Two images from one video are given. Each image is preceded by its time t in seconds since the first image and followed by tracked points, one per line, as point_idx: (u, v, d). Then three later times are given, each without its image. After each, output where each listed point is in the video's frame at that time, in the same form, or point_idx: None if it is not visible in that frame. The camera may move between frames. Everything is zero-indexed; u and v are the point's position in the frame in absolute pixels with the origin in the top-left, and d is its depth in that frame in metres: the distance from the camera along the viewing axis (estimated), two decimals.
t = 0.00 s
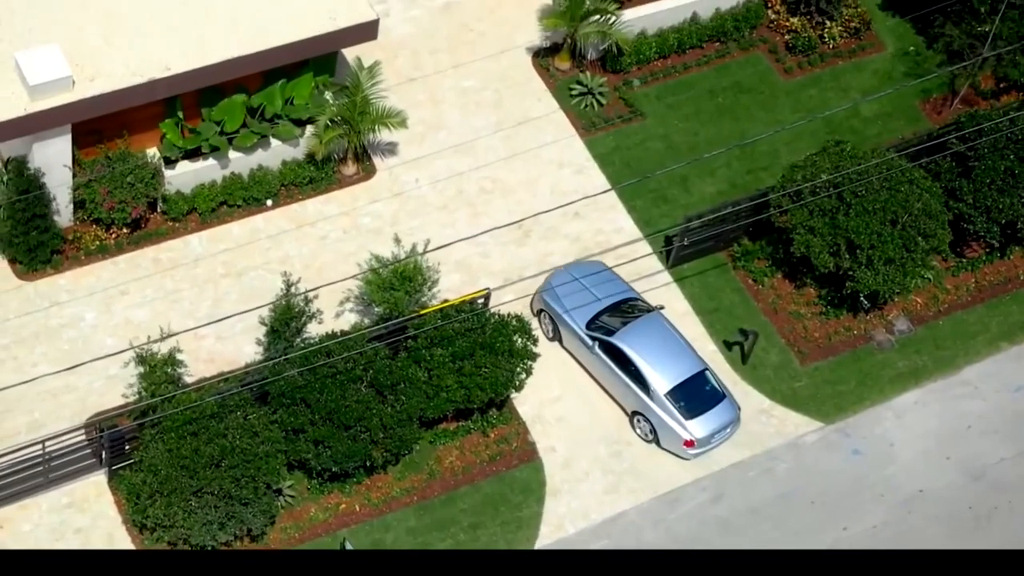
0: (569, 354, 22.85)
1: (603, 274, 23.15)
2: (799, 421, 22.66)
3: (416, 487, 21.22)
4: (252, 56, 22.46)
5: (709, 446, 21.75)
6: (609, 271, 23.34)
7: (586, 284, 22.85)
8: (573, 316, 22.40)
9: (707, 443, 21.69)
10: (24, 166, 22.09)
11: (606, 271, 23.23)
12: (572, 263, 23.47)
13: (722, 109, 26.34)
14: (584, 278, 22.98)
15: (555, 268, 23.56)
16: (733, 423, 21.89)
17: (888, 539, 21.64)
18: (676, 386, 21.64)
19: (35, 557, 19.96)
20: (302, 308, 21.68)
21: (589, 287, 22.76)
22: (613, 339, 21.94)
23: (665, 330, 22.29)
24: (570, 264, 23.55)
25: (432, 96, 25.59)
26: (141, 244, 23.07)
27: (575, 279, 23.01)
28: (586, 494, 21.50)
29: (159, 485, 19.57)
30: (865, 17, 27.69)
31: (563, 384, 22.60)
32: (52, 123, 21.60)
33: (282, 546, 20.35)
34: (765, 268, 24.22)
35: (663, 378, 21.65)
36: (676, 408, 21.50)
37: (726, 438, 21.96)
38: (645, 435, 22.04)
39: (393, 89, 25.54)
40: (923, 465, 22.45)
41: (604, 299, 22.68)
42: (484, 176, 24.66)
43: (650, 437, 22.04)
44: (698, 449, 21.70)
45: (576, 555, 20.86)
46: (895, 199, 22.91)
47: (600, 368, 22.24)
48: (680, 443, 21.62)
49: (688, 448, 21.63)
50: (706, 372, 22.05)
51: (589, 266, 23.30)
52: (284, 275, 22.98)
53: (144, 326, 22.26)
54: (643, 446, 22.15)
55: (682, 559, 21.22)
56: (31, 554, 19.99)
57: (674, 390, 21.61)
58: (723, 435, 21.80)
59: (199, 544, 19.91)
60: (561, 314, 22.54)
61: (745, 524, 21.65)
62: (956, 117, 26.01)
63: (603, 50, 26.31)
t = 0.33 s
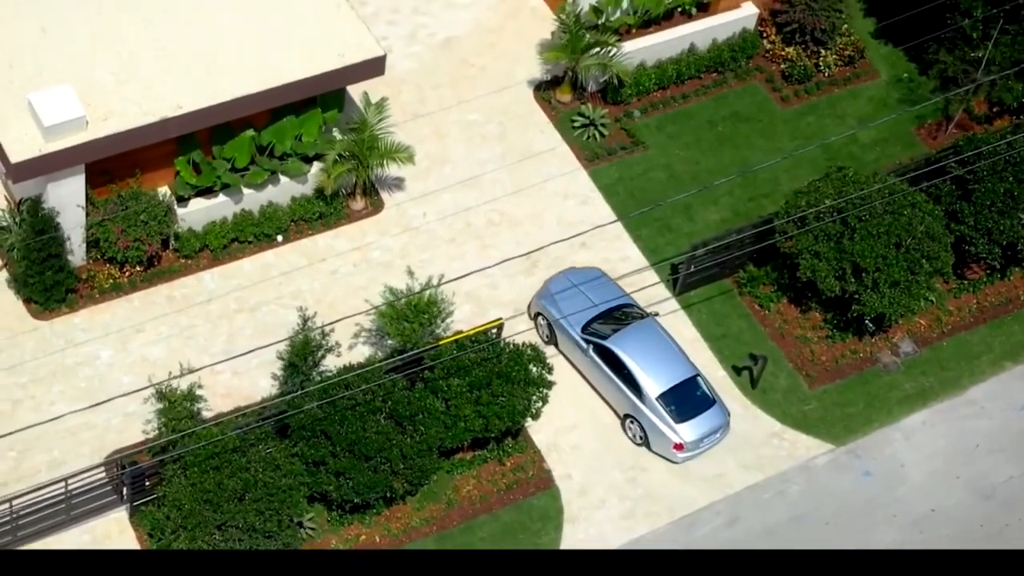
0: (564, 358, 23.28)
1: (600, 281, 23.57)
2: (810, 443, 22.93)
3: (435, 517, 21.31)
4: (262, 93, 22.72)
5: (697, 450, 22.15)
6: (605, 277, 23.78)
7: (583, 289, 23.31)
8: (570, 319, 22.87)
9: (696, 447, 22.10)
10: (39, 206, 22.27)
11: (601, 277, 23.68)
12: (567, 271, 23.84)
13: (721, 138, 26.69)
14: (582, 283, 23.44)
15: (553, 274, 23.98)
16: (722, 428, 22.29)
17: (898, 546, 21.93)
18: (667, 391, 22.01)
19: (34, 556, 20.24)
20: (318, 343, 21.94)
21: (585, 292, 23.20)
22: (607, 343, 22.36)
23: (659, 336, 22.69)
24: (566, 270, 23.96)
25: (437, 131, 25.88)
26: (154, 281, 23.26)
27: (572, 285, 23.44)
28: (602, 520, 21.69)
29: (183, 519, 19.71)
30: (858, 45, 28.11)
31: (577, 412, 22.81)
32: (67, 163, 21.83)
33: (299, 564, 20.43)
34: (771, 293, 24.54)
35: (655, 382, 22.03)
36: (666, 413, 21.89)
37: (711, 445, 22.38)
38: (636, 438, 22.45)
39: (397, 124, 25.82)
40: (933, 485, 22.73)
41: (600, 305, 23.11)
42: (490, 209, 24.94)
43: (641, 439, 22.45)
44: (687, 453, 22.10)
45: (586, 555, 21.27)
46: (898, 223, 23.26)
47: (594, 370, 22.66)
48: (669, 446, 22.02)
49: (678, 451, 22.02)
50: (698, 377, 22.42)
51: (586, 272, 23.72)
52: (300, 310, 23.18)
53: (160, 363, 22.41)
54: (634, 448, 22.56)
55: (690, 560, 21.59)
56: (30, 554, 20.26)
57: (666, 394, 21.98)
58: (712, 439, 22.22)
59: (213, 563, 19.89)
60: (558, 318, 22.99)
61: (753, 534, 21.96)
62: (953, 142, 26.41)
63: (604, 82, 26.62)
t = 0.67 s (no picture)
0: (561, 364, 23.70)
1: (596, 289, 24.02)
2: (822, 465, 23.24)
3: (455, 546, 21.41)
4: (274, 129, 22.95)
5: (689, 454, 22.56)
6: (601, 284, 24.20)
7: (579, 295, 23.79)
8: (567, 325, 23.35)
9: (689, 451, 22.52)
10: (56, 246, 22.34)
11: (597, 284, 24.10)
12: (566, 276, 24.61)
13: (723, 166, 27.02)
14: (580, 292, 23.87)
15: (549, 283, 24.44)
16: (714, 433, 22.75)
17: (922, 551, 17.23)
18: (660, 395, 22.49)
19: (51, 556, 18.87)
20: (333, 376, 22.11)
21: (582, 300, 23.66)
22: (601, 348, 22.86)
23: (653, 342, 23.22)
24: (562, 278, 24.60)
25: (444, 165, 26.15)
26: (169, 318, 23.41)
27: (568, 291, 23.94)
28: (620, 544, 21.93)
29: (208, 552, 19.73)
30: (854, 72, 28.47)
31: (592, 440, 22.98)
32: (83, 202, 22.00)
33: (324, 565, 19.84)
34: (778, 318, 24.84)
35: (648, 387, 22.52)
36: (658, 416, 22.36)
37: (703, 449, 22.80)
38: (630, 442, 22.87)
39: (404, 158, 26.08)
40: (944, 503, 22.78)
41: (596, 310, 23.60)
42: (499, 240, 25.20)
43: (634, 443, 22.87)
44: (679, 456, 22.50)
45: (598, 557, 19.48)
46: (904, 246, 23.57)
47: (589, 376, 23.13)
48: (662, 449, 22.42)
49: (670, 455, 22.43)
50: (691, 382, 22.91)
51: (583, 281, 24.14)
52: (318, 341, 23.40)
53: (177, 399, 22.55)
54: (627, 452, 22.97)
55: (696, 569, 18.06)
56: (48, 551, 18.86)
57: (658, 398, 22.46)
58: (703, 444, 22.64)
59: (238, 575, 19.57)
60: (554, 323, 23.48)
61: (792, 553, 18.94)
62: (951, 167, 26.78)
63: (607, 112, 26.92)
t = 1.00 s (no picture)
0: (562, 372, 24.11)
1: (597, 299, 24.45)
2: (836, 489, 23.45)
3: None
4: (286, 165, 23.16)
5: (686, 462, 22.93)
6: (602, 295, 24.63)
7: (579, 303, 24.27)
8: (567, 333, 23.77)
9: (685, 458, 22.89)
10: (76, 283, 22.51)
11: (598, 295, 24.54)
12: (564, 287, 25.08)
13: (727, 195, 27.36)
14: (581, 301, 24.30)
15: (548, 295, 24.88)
16: (710, 440, 23.10)
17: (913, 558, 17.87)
18: (658, 402, 22.87)
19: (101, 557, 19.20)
20: (353, 407, 22.11)
21: (582, 308, 24.09)
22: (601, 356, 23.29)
23: (651, 350, 23.64)
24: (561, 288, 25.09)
25: (452, 199, 26.41)
26: (186, 353, 23.58)
27: (570, 299, 24.39)
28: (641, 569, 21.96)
29: None
30: (853, 101, 28.85)
31: (608, 467, 23.13)
32: (102, 239, 22.19)
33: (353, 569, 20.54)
34: (787, 344, 25.12)
35: (646, 395, 22.91)
36: (656, 423, 22.72)
37: (700, 457, 23.15)
38: (627, 449, 23.24)
39: (412, 192, 26.35)
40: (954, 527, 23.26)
41: (596, 318, 24.04)
42: (509, 271, 25.45)
43: (631, 450, 23.23)
44: (676, 463, 22.86)
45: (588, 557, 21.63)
46: (911, 271, 23.90)
47: (587, 383, 23.54)
48: (658, 456, 22.78)
49: (667, 461, 22.79)
50: (689, 391, 23.30)
51: (584, 291, 24.59)
52: (337, 373, 23.64)
53: (197, 434, 22.69)
54: (624, 457, 23.31)
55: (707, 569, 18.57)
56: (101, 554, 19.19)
57: (656, 405, 22.84)
58: (699, 451, 23.00)
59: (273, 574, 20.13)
60: (555, 331, 23.93)
61: None
62: (952, 193, 27.17)
63: (612, 144, 27.25)
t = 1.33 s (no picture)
0: (564, 381, 24.59)
1: (597, 308, 24.90)
2: (851, 508, 23.75)
3: None
4: (301, 198, 23.44)
5: (685, 467, 23.34)
6: (602, 304, 25.07)
7: (580, 312, 24.72)
8: (568, 342, 24.25)
9: (683, 463, 23.30)
10: (95, 317, 22.64)
11: (599, 304, 24.99)
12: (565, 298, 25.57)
13: (732, 222, 27.68)
14: (583, 310, 24.74)
15: (555, 302, 25.31)
16: (707, 447, 23.52)
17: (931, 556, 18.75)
18: (656, 408, 23.33)
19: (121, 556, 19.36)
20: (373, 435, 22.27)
21: (582, 317, 24.56)
22: (602, 363, 23.80)
23: (651, 356, 24.10)
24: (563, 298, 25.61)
25: (461, 228, 26.66)
26: (202, 386, 23.72)
27: (571, 308, 24.82)
28: None
29: None
30: (852, 126, 29.24)
31: (625, 491, 23.41)
32: (120, 273, 22.39)
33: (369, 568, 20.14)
34: (796, 366, 25.41)
35: (645, 401, 23.38)
36: (654, 428, 23.17)
37: (699, 463, 23.57)
38: (626, 455, 23.67)
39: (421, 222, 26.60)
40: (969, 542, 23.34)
41: (595, 326, 24.51)
42: (520, 299, 25.71)
43: (631, 456, 23.65)
44: (675, 468, 23.27)
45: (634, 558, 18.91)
46: (918, 292, 24.24)
47: (588, 391, 24.02)
48: (657, 461, 23.21)
49: (666, 467, 23.21)
50: (687, 398, 23.75)
51: (586, 300, 25.02)
52: (355, 402, 23.84)
53: (217, 466, 22.85)
54: (624, 464, 23.72)
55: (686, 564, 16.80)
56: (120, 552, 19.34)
57: (655, 411, 23.29)
58: (697, 457, 23.42)
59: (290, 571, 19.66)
60: (556, 338, 24.42)
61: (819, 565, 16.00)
62: (952, 216, 27.61)
63: (617, 171, 27.52)
